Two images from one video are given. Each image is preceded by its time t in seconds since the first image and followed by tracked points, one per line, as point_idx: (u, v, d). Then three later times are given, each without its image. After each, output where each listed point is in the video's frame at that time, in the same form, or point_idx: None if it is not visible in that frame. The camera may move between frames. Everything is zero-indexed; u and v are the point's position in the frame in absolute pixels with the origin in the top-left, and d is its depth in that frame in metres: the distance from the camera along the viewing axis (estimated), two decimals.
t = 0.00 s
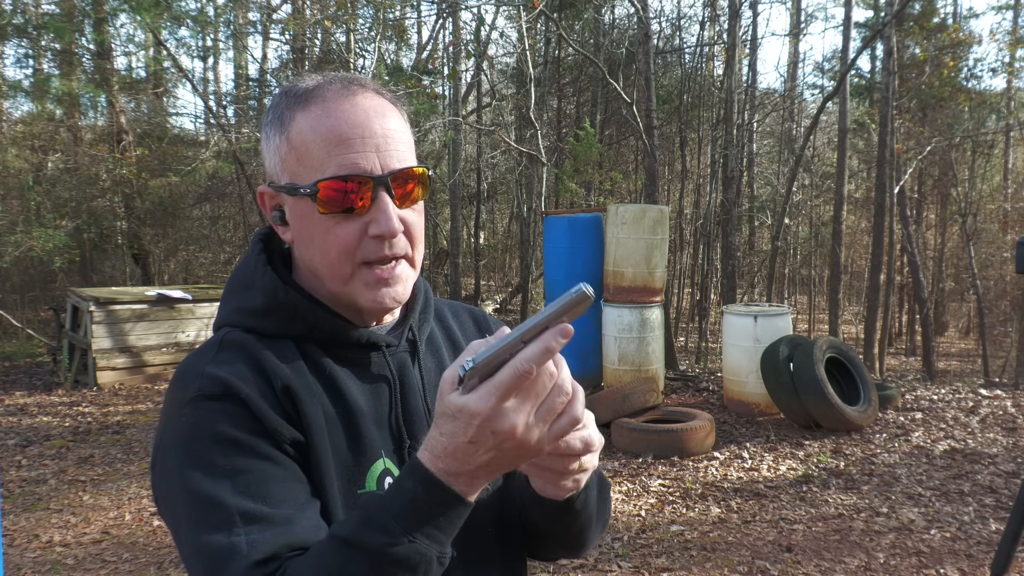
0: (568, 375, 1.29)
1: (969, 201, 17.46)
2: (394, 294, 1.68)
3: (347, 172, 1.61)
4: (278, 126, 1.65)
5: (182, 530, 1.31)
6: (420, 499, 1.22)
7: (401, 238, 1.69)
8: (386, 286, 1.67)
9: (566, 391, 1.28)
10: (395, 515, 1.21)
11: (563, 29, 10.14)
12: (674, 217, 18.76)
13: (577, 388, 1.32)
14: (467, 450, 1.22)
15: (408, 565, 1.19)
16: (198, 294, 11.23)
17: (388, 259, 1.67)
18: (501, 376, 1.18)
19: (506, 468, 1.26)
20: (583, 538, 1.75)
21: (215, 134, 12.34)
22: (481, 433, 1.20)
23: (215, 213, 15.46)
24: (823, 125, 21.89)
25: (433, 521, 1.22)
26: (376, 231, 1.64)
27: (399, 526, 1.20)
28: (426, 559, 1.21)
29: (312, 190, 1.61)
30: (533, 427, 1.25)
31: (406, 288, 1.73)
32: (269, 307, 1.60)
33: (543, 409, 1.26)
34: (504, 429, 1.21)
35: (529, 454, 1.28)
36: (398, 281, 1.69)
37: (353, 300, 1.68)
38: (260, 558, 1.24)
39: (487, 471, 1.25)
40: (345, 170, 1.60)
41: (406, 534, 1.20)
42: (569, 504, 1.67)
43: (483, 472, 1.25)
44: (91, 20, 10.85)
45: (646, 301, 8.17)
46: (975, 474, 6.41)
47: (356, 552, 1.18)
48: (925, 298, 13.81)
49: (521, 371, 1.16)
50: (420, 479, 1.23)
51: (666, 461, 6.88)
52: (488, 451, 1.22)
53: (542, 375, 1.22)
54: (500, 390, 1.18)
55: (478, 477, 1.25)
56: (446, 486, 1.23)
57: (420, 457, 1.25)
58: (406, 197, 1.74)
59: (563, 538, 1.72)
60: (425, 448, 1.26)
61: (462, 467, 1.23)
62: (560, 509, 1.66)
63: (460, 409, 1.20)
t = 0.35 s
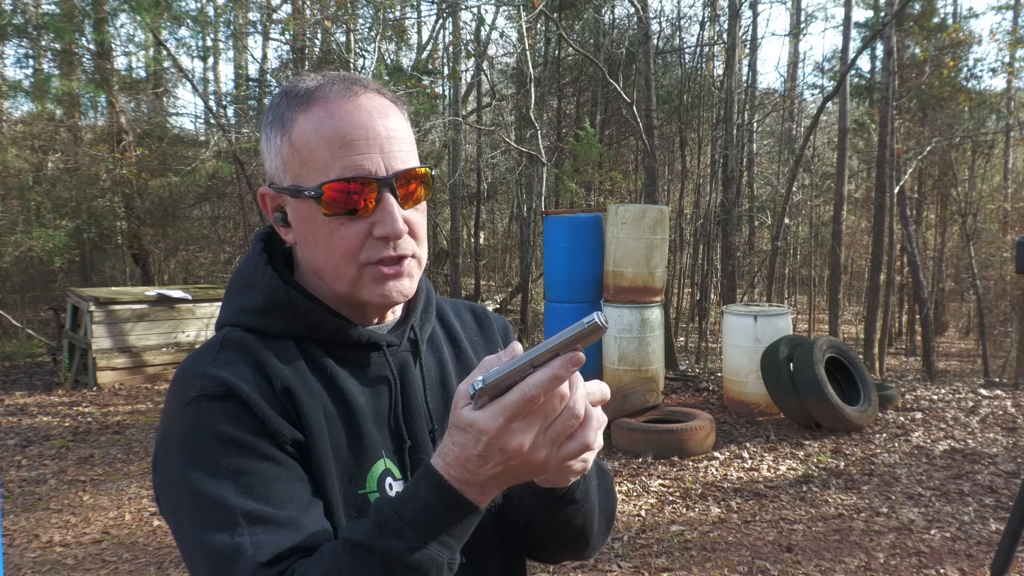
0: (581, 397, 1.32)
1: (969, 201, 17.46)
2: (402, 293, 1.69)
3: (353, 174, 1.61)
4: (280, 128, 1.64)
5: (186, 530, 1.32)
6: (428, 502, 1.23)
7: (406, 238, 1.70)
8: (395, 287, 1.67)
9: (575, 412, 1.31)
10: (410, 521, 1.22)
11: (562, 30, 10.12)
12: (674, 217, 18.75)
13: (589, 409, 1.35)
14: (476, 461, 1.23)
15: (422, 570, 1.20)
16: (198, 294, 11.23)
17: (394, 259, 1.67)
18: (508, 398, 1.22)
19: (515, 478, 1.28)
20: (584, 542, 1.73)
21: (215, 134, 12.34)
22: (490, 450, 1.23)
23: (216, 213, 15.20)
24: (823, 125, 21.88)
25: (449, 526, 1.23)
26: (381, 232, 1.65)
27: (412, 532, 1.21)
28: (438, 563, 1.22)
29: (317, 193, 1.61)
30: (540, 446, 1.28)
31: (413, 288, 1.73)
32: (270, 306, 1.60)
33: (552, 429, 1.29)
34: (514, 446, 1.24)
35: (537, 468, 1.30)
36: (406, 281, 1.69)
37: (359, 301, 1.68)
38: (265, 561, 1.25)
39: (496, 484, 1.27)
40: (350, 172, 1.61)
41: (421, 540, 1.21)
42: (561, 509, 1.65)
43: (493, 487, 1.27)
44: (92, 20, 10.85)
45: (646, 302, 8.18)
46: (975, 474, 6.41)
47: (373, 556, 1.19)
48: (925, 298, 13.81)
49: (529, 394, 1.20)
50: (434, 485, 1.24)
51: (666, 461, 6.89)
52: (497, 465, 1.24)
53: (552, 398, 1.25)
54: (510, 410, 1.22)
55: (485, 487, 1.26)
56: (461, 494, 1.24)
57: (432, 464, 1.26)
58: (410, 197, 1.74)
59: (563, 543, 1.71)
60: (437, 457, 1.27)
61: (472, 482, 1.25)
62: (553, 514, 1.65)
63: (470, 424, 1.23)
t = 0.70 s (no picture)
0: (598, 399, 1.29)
1: (969, 201, 17.46)
2: (374, 290, 1.67)
3: (320, 166, 1.62)
4: (269, 126, 1.69)
5: (185, 529, 1.32)
6: (435, 499, 1.22)
7: (377, 232, 1.68)
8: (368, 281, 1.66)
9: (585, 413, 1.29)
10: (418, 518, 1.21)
11: (562, 30, 10.12)
12: (674, 217, 18.75)
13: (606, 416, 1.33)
14: (485, 457, 1.24)
15: (425, 568, 1.20)
16: (198, 294, 11.23)
17: (362, 252, 1.65)
18: (522, 389, 1.22)
19: (521, 476, 1.28)
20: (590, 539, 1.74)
21: (215, 134, 12.35)
22: (500, 442, 1.23)
23: (215, 213, 15.25)
24: (823, 125, 21.88)
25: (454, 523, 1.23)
26: (349, 225, 1.64)
27: (416, 528, 1.20)
28: (441, 561, 1.21)
29: (287, 184, 1.63)
30: (548, 444, 1.26)
31: (393, 284, 1.71)
32: (268, 306, 1.60)
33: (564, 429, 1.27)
34: (522, 442, 1.23)
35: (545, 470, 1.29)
36: (378, 278, 1.67)
37: (337, 299, 1.68)
38: (264, 558, 1.25)
39: (501, 479, 1.26)
40: (319, 163, 1.62)
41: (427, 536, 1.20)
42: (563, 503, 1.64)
43: (497, 480, 1.25)
44: (91, 20, 10.84)
45: (646, 302, 8.19)
46: (975, 474, 6.42)
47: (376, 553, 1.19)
48: (926, 298, 13.81)
49: (546, 387, 1.20)
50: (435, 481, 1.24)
51: (666, 461, 6.89)
52: (505, 460, 1.24)
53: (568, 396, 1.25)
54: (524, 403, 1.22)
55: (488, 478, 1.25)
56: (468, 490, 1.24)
57: (439, 461, 1.26)
58: (391, 192, 1.73)
59: (570, 539, 1.71)
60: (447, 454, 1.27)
61: (477, 477, 1.24)
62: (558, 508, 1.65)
63: (483, 415, 1.23)
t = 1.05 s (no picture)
0: (569, 298, 1.29)
1: (969, 201, 17.47)
2: (372, 291, 1.65)
3: (321, 168, 1.62)
4: (266, 125, 1.69)
5: (194, 512, 1.30)
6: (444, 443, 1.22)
7: (378, 235, 1.67)
8: (368, 282, 1.65)
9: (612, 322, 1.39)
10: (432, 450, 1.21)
11: (562, 30, 10.12)
12: (674, 217, 18.76)
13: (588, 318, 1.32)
14: (479, 383, 1.23)
15: (435, 502, 1.19)
16: (198, 294, 11.23)
17: (362, 255, 1.64)
18: (506, 304, 1.19)
19: (519, 395, 1.27)
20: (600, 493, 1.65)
21: (215, 134, 12.37)
22: (493, 361, 1.21)
23: (216, 213, 15.28)
24: (823, 125, 21.88)
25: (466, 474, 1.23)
26: (350, 227, 1.64)
27: (422, 462, 1.20)
28: (451, 496, 1.20)
29: (287, 187, 1.64)
30: (535, 354, 1.25)
31: (390, 284, 1.69)
32: (266, 305, 1.60)
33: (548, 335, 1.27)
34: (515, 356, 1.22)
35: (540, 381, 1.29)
36: (376, 279, 1.66)
37: (336, 299, 1.67)
38: (281, 522, 1.23)
39: (502, 399, 1.25)
40: (317, 167, 1.62)
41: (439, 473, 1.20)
42: (556, 440, 1.56)
43: (502, 403, 1.25)
44: (92, 20, 10.84)
45: (646, 302, 8.19)
46: (975, 474, 6.42)
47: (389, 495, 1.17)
48: (925, 298, 13.81)
49: (522, 293, 1.16)
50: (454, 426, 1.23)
51: (667, 461, 6.88)
52: (499, 379, 1.23)
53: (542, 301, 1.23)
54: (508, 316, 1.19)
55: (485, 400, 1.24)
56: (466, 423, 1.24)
57: (435, 400, 1.26)
58: (390, 195, 1.72)
59: (575, 505, 1.65)
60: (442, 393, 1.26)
61: (480, 401, 1.24)
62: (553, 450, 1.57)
63: (469, 342, 1.22)
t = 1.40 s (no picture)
0: (570, 298, 1.31)
1: (969, 201, 17.47)
2: (397, 290, 1.70)
3: (352, 170, 1.63)
4: (277, 123, 1.65)
5: (194, 511, 1.30)
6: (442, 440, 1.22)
7: (404, 236, 1.73)
8: (392, 282, 1.69)
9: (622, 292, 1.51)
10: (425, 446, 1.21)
11: (562, 30, 10.11)
12: (674, 217, 18.76)
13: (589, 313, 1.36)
14: (478, 387, 1.23)
15: (435, 506, 1.18)
16: (198, 294, 11.23)
17: (393, 256, 1.69)
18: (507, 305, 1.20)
19: (520, 400, 1.27)
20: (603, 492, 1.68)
21: (215, 134, 12.37)
22: (497, 362, 1.22)
23: (216, 213, 15.27)
24: (823, 125, 21.87)
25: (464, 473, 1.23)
26: (383, 227, 1.68)
27: (424, 468, 1.19)
28: (451, 500, 1.20)
29: (319, 187, 1.63)
30: (538, 357, 1.26)
31: (410, 282, 1.75)
32: (263, 305, 1.60)
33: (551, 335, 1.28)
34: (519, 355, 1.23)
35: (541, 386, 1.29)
36: (402, 277, 1.71)
37: (359, 298, 1.71)
38: (280, 523, 1.22)
39: (499, 401, 1.25)
40: (350, 168, 1.62)
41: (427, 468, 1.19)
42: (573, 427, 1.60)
43: (499, 405, 1.25)
44: (91, 20, 10.83)
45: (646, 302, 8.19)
46: (975, 474, 6.42)
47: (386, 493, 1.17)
48: (925, 298, 13.81)
49: (524, 295, 1.18)
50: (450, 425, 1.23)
51: (666, 461, 6.88)
52: (501, 382, 1.23)
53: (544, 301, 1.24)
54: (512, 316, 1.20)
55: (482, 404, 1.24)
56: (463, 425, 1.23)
57: (435, 402, 1.25)
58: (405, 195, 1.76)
59: (578, 502, 1.67)
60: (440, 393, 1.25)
61: (479, 403, 1.24)
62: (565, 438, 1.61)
63: (471, 345, 1.22)
